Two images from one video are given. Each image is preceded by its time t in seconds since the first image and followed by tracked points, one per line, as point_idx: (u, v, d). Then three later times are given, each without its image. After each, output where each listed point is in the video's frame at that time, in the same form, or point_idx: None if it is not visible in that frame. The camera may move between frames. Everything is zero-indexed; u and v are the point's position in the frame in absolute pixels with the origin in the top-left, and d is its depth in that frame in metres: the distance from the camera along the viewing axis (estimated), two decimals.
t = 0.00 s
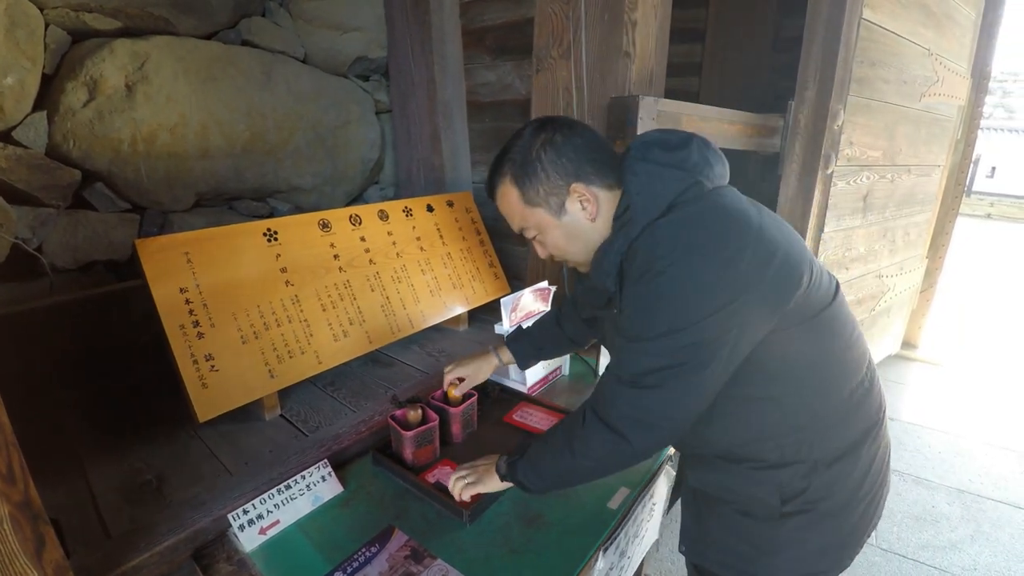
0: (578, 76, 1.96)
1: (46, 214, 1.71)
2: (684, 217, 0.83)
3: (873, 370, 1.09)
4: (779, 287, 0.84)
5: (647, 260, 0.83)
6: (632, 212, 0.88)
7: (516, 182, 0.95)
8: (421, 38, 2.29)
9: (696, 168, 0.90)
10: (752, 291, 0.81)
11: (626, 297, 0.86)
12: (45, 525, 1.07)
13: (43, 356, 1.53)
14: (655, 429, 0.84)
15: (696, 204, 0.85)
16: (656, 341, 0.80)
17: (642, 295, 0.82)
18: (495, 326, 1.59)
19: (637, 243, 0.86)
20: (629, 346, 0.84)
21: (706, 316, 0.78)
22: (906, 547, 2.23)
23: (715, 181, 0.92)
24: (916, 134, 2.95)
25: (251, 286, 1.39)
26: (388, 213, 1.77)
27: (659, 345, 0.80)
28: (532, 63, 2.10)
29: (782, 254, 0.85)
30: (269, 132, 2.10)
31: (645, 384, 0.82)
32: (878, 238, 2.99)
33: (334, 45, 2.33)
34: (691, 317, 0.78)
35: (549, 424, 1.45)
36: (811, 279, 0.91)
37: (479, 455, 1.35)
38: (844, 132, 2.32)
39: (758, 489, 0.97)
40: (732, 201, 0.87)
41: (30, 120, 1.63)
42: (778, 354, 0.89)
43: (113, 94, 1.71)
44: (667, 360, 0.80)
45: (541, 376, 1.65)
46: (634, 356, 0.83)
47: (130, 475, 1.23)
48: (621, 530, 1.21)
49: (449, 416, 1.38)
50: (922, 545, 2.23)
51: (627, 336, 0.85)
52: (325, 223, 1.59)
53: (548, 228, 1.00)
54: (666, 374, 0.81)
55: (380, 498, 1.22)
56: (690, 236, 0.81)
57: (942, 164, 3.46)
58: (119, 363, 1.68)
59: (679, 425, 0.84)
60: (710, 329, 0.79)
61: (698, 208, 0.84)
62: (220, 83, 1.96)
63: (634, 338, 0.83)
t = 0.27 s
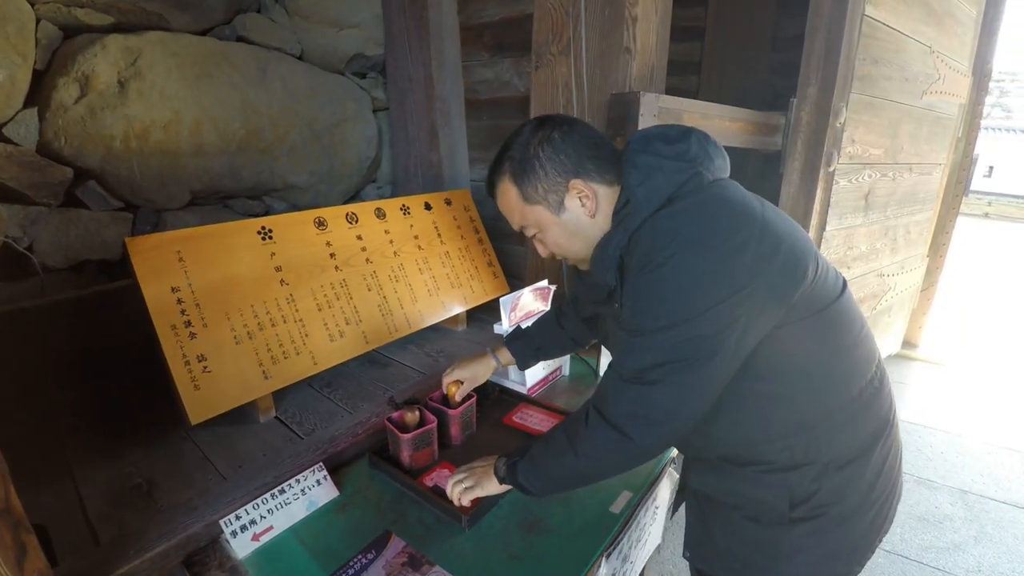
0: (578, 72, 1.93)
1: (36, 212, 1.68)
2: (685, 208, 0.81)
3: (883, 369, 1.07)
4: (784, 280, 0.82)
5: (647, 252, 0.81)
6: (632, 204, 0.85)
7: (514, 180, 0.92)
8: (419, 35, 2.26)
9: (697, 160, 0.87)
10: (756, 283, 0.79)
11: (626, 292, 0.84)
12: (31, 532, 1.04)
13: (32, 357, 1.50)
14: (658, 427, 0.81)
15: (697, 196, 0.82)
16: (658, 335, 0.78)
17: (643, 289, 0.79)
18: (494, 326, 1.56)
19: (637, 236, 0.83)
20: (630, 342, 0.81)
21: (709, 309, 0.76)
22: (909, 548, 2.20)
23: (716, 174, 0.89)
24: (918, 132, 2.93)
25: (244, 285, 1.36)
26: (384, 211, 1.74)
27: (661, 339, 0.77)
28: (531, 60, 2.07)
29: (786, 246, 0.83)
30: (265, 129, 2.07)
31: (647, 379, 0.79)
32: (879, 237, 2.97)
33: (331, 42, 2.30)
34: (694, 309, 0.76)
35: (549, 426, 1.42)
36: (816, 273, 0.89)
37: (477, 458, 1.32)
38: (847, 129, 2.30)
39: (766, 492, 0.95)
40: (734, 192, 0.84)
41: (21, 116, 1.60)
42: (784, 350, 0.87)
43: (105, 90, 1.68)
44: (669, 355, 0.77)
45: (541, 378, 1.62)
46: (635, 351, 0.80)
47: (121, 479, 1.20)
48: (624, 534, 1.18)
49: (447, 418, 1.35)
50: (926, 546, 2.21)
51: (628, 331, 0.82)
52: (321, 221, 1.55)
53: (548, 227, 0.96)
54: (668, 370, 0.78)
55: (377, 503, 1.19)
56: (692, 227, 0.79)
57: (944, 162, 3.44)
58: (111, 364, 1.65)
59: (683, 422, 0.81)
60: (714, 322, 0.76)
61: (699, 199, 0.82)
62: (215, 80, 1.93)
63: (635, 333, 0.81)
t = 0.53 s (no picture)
0: (579, 66, 1.88)
1: (24, 209, 1.62)
2: (702, 201, 0.76)
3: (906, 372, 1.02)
4: (806, 277, 0.78)
5: (662, 247, 0.76)
6: (645, 195, 0.80)
7: (519, 173, 0.88)
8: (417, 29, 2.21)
9: (711, 151, 0.83)
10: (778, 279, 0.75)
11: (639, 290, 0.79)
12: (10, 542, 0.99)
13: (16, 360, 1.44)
14: (675, 433, 0.76)
15: (714, 188, 0.78)
16: (675, 334, 0.73)
17: (658, 286, 0.75)
18: (494, 325, 1.52)
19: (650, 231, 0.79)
20: (644, 343, 0.77)
21: (730, 306, 0.71)
22: (917, 552, 2.16)
23: (732, 165, 0.85)
24: (924, 129, 2.88)
25: (235, 284, 1.31)
26: (382, 208, 1.69)
27: (679, 338, 0.72)
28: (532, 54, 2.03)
29: (809, 241, 0.79)
30: (259, 125, 2.02)
31: (665, 382, 0.75)
32: (884, 235, 2.92)
33: (327, 36, 2.25)
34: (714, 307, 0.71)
35: (551, 429, 1.37)
36: (839, 270, 0.85)
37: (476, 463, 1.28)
38: (853, 125, 2.25)
39: (783, 501, 0.91)
40: (752, 184, 0.80)
41: (6, 111, 1.55)
42: (805, 351, 0.82)
43: (94, 84, 1.65)
44: (687, 356, 0.73)
45: (542, 379, 1.58)
46: (650, 353, 0.75)
47: (106, 486, 1.16)
48: (630, 544, 1.14)
49: (445, 421, 1.30)
50: (933, 550, 2.17)
51: (642, 331, 0.78)
52: (316, 218, 1.51)
53: (554, 222, 0.92)
54: (686, 372, 0.73)
55: (372, 511, 1.14)
56: (710, 219, 0.74)
57: (948, 160, 3.40)
58: (100, 366, 1.59)
59: (701, 428, 0.77)
60: (735, 320, 0.72)
61: (715, 191, 0.78)
62: (208, 74, 1.88)
63: (650, 333, 0.76)
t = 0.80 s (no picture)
0: (581, 60, 1.84)
1: (9, 206, 1.55)
2: (719, 196, 0.71)
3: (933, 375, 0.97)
4: (832, 273, 0.73)
5: (679, 243, 0.71)
6: (659, 187, 0.76)
7: (522, 168, 0.83)
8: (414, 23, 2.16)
9: (728, 140, 0.78)
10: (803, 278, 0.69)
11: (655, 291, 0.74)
12: None
13: None
14: (697, 445, 0.71)
15: (733, 180, 0.73)
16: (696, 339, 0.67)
17: (677, 286, 0.70)
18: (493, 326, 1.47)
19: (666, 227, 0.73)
20: (660, 347, 0.72)
21: (754, 305, 0.66)
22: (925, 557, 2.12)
23: (749, 155, 0.80)
24: (929, 125, 2.84)
25: (224, 283, 1.26)
26: (377, 205, 1.63)
27: (700, 341, 0.67)
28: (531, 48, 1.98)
29: (833, 235, 0.74)
30: (252, 120, 1.97)
31: (683, 394, 0.69)
32: (889, 233, 2.88)
33: (323, 31, 2.19)
34: (733, 310, 0.66)
35: (553, 434, 1.31)
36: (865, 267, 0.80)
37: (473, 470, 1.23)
38: (859, 121, 2.21)
39: (806, 514, 0.86)
40: (771, 175, 0.75)
41: None
42: (830, 354, 0.77)
43: (82, 78, 1.59)
44: (708, 362, 0.68)
45: (542, 381, 1.53)
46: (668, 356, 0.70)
47: (88, 494, 1.10)
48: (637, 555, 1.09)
49: (441, 426, 1.25)
50: (941, 554, 2.13)
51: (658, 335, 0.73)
52: (308, 215, 1.46)
53: (559, 220, 0.87)
54: (711, 378, 0.68)
55: (365, 521, 1.10)
56: (727, 216, 0.69)
57: (953, 158, 3.36)
58: (87, 368, 1.54)
59: (725, 438, 0.71)
60: (759, 320, 0.67)
61: (733, 183, 0.73)
62: (200, 68, 1.83)
63: (668, 336, 0.71)
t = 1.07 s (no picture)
0: (583, 52, 1.78)
1: None
2: (742, 186, 0.67)
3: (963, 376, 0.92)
4: (864, 266, 0.68)
5: (699, 236, 0.67)
6: (679, 173, 0.71)
7: (526, 153, 0.78)
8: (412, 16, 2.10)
9: (750, 123, 0.74)
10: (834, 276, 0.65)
11: (676, 285, 0.69)
12: None
13: None
14: (721, 452, 0.66)
15: (758, 169, 0.69)
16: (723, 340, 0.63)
17: (700, 280, 0.65)
18: (493, 325, 1.42)
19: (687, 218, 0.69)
20: (680, 346, 0.67)
21: (782, 300, 0.62)
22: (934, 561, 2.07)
23: (772, 140, 0.76)
24: (936, 121, 2.79)
25: (212, 280, 1.21)
26: (372, 200, 1.58)
27: (725, 339, 0.63)
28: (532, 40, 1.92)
29: (864, 228, 0.69)
30: (246, 114, 1.92)
31: (706, 400, 0.65)
32: (895, 231, 2.84)
33: (319, 23, 2.13)
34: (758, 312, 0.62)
35: (553, 437, 1.27)
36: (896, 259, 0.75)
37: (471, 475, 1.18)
38: (867, 116, 2.16)
39: (831, 526, 0.81)
40: (796, 162, 0.71)
41: None
42: (859, 353, 0.73)
43: (70, 69, 1.54)
44: (733, 367, 0.63)
45: (543, 382, 1.48)
46: (690, 356, 0.66)
47: (68, 499, 1.05)
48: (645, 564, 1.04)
49: (439, 429, 1.20)
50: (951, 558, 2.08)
51: (678, 333, 0.68)
52: (301, 210, 1.41)
53: (565, 209, 0.83)
54: (736, 378, 0.63)
55: (358, 529, 1.05)
56: (753, 208, 0.65)
57: (959, 155, 3.31)
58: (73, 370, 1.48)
59: (751, 443, 0.66)
60: (788, 316, 0.62)
61: (758, 170, 0.69)
62: (192, 60, 1.77)
63: (690, 335, 0.66)
